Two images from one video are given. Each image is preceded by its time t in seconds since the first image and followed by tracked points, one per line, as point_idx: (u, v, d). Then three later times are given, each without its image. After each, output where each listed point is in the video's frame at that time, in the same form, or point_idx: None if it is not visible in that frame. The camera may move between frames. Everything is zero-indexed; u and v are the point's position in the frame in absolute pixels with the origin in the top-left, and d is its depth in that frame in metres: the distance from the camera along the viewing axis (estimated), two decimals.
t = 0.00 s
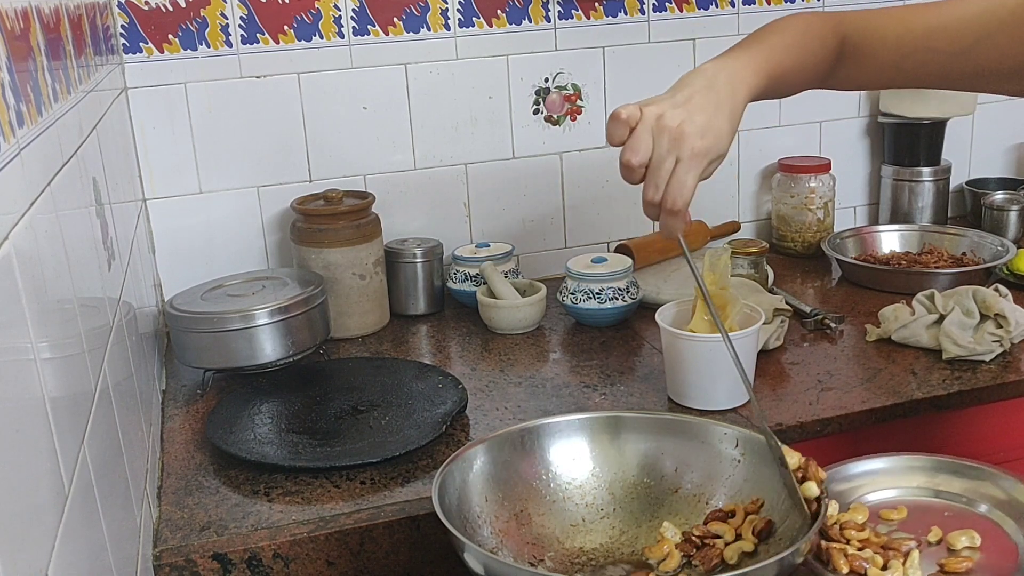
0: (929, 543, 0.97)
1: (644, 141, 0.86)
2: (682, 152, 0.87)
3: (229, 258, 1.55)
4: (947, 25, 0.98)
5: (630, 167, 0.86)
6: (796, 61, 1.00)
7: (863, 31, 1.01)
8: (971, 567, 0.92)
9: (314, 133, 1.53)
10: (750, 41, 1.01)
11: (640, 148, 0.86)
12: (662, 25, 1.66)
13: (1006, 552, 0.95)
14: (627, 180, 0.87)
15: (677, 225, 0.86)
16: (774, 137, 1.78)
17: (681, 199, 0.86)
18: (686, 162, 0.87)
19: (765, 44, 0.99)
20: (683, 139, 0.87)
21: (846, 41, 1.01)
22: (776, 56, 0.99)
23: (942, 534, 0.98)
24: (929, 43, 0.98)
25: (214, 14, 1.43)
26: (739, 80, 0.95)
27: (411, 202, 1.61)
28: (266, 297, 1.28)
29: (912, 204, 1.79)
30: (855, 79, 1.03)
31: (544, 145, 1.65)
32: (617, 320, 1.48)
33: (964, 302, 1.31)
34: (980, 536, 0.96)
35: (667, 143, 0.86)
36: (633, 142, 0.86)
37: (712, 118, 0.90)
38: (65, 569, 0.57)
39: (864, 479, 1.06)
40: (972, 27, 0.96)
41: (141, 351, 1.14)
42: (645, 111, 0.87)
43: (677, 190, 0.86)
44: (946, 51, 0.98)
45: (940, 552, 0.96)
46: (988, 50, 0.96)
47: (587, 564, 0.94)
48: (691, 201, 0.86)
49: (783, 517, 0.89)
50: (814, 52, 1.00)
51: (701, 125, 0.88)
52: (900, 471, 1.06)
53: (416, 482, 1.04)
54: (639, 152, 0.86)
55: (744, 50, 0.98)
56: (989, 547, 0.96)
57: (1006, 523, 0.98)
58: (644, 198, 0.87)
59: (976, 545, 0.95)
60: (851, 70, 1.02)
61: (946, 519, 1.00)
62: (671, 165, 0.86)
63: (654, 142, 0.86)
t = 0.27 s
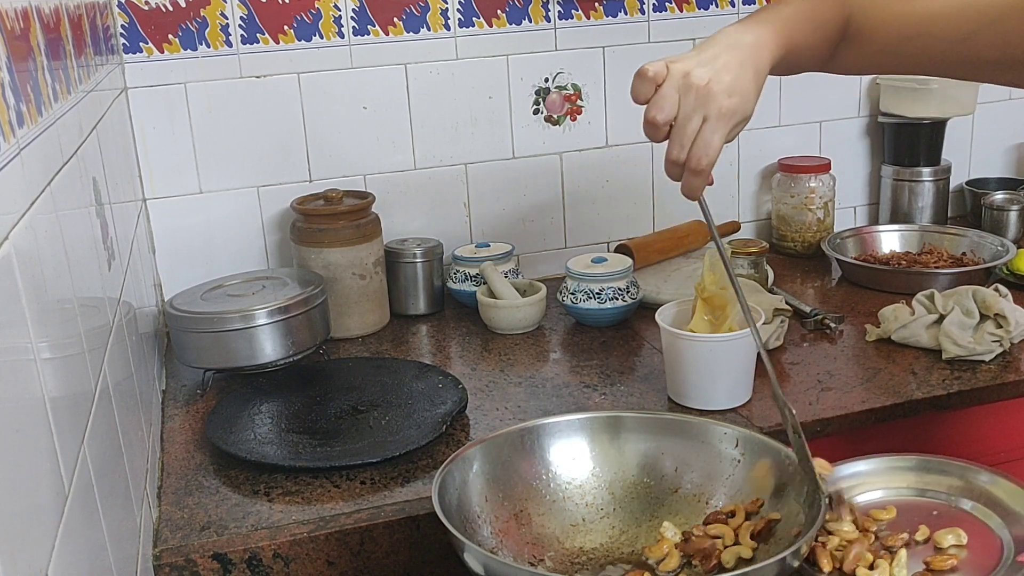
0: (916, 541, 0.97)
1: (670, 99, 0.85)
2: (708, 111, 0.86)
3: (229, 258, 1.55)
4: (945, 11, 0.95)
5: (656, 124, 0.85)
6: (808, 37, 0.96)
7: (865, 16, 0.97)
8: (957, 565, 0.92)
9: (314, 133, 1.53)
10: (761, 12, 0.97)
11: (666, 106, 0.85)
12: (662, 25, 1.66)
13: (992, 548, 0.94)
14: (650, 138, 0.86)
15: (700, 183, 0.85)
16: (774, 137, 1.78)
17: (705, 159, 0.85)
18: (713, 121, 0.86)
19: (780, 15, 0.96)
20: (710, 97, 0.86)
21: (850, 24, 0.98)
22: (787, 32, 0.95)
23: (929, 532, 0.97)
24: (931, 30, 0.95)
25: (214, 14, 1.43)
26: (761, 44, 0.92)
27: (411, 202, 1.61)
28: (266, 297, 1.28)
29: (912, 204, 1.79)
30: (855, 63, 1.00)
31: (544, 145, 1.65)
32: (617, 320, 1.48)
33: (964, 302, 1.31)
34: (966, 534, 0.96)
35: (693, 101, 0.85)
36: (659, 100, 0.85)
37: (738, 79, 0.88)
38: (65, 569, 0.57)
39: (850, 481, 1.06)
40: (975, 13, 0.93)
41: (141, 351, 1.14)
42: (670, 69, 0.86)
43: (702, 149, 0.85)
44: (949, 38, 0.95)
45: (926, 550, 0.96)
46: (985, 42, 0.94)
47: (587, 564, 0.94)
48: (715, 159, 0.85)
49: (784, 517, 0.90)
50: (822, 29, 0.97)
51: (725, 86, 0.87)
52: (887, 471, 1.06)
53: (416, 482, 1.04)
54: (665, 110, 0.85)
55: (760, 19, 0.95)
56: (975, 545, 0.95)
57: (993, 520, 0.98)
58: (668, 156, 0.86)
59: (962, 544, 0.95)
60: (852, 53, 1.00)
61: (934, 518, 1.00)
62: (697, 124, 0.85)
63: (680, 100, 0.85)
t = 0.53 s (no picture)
0: (917, 541, 0.97)
1: (642, 71, 0.84)
2: (680, 82, 0.83)
3: (229, 258, 1.55)
4: (951, 10, 0.87)
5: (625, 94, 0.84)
6: (806, 32, 0.91)
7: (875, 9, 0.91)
8: (958, 565, 0.92)
9: (314, 133, 1.53)
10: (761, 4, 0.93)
11: (635, 78, 0.84)
12: (662, 25, 1.66)
13: (992, 548, 0.94)
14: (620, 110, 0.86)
15: (671, 154, 0.85)
16: (774, 137, 1.78)
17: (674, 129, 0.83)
18: (685, 92, 0.83)
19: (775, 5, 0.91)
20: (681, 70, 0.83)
21: (856, 20, 0.92)
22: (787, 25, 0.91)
23: (930, 532, 0.98)
24: (939, 34, 0.88)
25: (214, 14, 1.43)
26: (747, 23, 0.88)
27: (411, 202, 1.61)
28: (266, 297, 1.28)
29: (912, 204, 1.79)
30: (859, 62, 0.94)
31: (544, 145, 1.65)
32: (617, 320, 1.48)
33: (964, 302, 1.31)
34: (967, 534, 0.96)
35: (664, 70, 0.83)
36: (632, 73, 0.84)
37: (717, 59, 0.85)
38: (65, 569, 0.57)
39: (851, 480, 1.06)
40: (975, 13, 0.86)
41: (141, 351, 1.14)
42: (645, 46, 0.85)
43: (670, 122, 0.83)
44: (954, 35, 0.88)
45: (927, 551, 0.96)
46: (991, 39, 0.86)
47: (587, 564, 0.94)
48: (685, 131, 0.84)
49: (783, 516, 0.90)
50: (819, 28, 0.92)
51: (704, 64, 0.83)
52: (889, 471, 1.06)
53: (416, 482, 1.04)
54: (635, 79, 0.84)
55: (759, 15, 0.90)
56: (976, 545, 0.95)
57: (994, 521, 0.98)
58: (642, 128, 0.85)
59: (963, 544, 0.95)
60: (857, 50, 0.93)
61: (934, 518, 1.00)
62: (667, 97, 0.83)
63: (653, 74, 0.84)
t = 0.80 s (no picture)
0: (920, 540, 0.97)
1: (613, 222, 0.73)
2: (643, 245, 0.75)
3: (229, 258, 1.55)
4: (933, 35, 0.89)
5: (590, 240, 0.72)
6: (769, 115, 0.89)
7: (832, 60, 0.91)
8: (960, 565, 0.92)
9: (314, 133, 1.53)
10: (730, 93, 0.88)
11: (609, 223, 0.73)
12: (662, 25, 1.66)
13: (994, 548, 0.94)
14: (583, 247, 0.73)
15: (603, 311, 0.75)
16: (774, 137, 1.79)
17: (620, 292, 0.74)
18: (644, 258, 0.75)
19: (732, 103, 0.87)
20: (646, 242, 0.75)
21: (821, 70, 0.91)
22: (744, 114, 0.87)
23: (932, 531, 0.98)
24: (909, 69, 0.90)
25: (214, 14, 1.44)
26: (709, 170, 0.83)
27: (411, 202, 1.61)
28: (266, 297, 1.28)
29: (912, 204, 1.79)
30: (833, 107, 0.93)
31: (544, 145, 1.65)
32: (617, 320, 1.48)
33: (964, 302, 1.31)
34: (969, 534, 0.96)
35: (634, 230, 0.74)
36: (602, 217, 0.73)
37: (678, 205, 0.79)
38: (66, 569, 0.57)
39: (854, 479, 1.06)
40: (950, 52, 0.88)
41: (141, 351, 1.14)
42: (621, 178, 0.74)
43: (623, 279, 0.74)
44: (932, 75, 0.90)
45: (930, 550, 0.96)
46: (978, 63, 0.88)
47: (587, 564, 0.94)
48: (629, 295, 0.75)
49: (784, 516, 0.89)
50: (787, 95, 0.90)
51: (670, 183, 0.78)
52: (891, 470, 1.06)
53: (416, 482, 1.04)
54: (604, 226, 0.73)
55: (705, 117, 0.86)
56: (978, 544, 0.95)
57: (996, 521, 0.98)
58: (585, 272, 0.74)
59: (965, 544, 0.95)
60: (829, 97, 0.93)
61: (936, 518, 1.00)
62: (627, 253, 0.74)
63: (624, 224, 0.74)
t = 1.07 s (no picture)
0: (914, 540, 0.97)
1: (660, 200, 0.77)
2: (696, 213, 0.79)
3: (229, 258, 1.55)
4: (933, 26, 0.96)
5: (643, 223, 0.77)
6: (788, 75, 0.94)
7: (848, 38, 0.97)
8: (955, 565, 0.93)
9: (314, 133, 1.53)
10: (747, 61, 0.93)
11: (658, 204, 0.77)
12: (662, 25, 1.66)
13: (989, 547, 0.95)
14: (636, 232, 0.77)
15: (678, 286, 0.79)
16: (774, 137, 1.78)
17: (687, 264, 0.79)
18: (699, 224, 0.79)
19: (758, 61, 0.92)
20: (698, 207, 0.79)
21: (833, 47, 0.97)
22: (769, 73, 0.92)
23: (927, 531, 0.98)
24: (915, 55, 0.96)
25: (214, 14, 1.43)
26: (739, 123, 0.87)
27: (411, 202, 1.61)
28: (266, 297, 1.28)
29: (912, 204, 1.79)
30: (840, 83, 0.99)
31: (544, 145, 1.65)
32: (617, 320, 1.48)
33: (964, 302, 1.31)
34: (964, 534, 0.96)
35: (682, 202, 0.78)
36: (649, 199, 0.77)
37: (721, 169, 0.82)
38: (66, 569, 0.57)
39: (848, 479, 1.06)
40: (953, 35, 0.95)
41: (141, 351, 1.14)
42: (659, 159, 0.78)
43: (687, 251, 0.79)
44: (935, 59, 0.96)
45: (925, 550, 0.96)
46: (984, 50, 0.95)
47: (588, 564, 0.94)
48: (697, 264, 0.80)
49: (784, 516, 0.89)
50: (802, 63, 0.95)
51: (710, 153, 0.82)
52: (885, 471, 1.06)
53: (416, 481, 1.04)
54: (653, 209, 0.76)
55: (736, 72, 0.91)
56: (973, 544, 0.95)
57: (990, 520, 0.98)
58: (649, 253, 0.79)
59: (960, 544, 0.95)
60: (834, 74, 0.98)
61: (931, 517, 1.00)
62: (683, 226, 0.78)
63: (670, 199, 0.78)
